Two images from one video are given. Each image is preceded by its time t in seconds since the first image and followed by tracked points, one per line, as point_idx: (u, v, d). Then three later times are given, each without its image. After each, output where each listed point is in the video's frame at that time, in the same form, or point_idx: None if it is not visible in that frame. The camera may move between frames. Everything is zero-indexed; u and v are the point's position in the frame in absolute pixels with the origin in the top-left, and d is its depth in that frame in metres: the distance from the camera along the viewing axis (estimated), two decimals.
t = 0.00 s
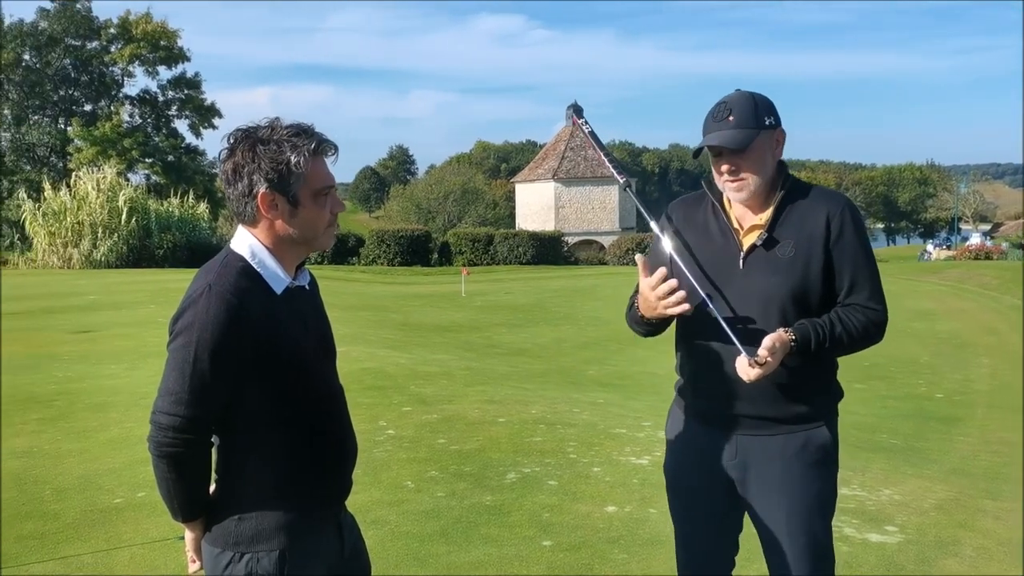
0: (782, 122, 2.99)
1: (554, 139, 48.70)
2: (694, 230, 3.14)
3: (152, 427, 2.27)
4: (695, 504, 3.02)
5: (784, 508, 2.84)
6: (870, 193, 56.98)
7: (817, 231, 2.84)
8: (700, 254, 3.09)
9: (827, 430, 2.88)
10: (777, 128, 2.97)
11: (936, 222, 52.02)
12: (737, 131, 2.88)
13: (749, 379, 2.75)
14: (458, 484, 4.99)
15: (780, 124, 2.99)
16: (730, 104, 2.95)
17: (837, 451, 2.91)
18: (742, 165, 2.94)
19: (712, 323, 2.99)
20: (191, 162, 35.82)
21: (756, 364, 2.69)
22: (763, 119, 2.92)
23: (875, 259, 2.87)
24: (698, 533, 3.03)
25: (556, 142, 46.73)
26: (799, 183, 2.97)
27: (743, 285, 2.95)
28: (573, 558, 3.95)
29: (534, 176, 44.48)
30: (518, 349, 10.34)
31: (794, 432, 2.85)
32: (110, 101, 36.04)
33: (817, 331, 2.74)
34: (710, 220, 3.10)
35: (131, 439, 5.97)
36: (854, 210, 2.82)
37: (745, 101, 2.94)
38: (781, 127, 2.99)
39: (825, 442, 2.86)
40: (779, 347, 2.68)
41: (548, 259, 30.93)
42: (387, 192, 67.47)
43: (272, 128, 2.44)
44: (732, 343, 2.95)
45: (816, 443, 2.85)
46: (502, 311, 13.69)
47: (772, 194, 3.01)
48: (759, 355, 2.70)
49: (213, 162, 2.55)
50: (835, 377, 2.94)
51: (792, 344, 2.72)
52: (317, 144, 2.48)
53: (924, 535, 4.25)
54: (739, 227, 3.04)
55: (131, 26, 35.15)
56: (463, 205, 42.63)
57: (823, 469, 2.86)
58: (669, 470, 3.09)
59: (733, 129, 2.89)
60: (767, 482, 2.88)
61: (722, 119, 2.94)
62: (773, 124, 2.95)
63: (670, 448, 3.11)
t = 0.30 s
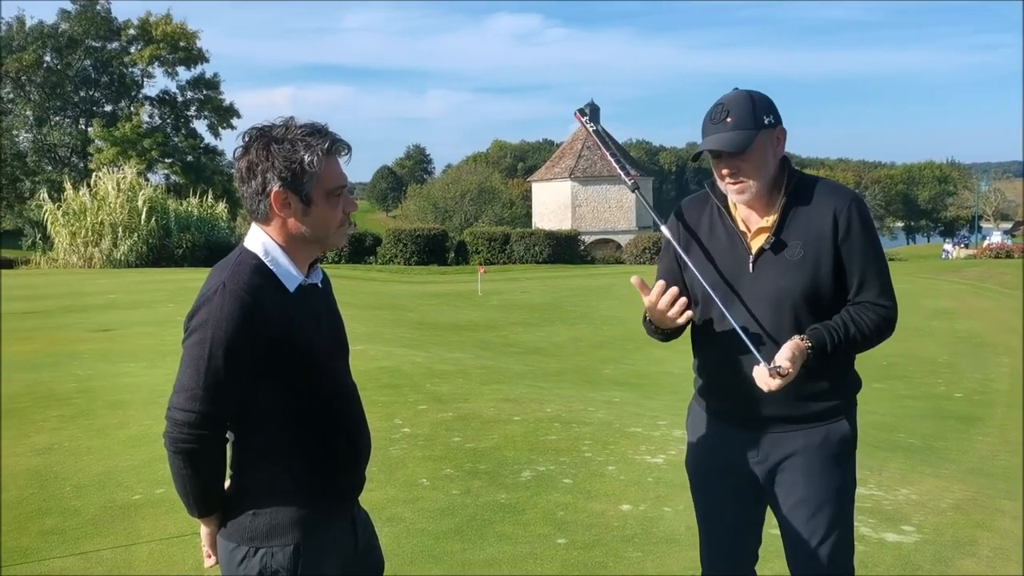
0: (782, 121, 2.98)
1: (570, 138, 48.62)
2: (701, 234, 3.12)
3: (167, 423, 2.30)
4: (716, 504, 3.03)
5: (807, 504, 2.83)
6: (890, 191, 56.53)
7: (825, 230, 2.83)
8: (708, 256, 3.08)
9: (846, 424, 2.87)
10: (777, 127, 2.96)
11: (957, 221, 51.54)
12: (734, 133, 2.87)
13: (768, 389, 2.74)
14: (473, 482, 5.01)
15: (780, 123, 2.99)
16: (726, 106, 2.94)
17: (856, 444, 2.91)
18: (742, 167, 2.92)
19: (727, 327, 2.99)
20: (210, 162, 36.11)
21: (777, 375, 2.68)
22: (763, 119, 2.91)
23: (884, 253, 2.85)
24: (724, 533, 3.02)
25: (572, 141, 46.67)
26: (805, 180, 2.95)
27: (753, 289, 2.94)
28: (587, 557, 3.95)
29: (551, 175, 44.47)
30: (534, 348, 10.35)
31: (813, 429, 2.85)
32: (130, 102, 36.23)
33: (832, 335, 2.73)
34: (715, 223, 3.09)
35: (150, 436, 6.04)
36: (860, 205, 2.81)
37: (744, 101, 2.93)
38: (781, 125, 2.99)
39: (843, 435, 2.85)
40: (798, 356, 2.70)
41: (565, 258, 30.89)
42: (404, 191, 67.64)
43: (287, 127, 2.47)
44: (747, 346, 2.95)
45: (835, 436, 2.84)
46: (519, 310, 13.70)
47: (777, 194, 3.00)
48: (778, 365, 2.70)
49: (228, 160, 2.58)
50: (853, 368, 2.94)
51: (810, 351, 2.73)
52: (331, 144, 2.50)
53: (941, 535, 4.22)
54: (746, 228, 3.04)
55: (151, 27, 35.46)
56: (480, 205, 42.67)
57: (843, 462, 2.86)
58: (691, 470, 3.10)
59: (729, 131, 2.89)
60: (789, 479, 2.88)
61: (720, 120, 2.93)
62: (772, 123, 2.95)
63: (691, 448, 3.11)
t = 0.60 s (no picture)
0: (790, 118, 2.96)
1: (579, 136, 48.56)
2: (711, 232, 3.13)
3: (174, 419, 2.31)
4: (725, 499, 3.03)
5: (815, 502, 2.83)
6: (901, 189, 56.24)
7: (832, 229, 2.81)
8: (717, 253, 3.09)
9: (857, 423, 2.85)
10: (783, 124, 2.95)
11: (968, 220, 51.27)
12: (739, 130, 2.87)
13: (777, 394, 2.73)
14: (481, 480, 5.01)
15: (788, 120, 2.96)
16: (732, 102, 2.94)
17: (867, 444, 2.88)
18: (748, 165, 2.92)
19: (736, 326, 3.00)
20: (219, 161, 36.25)
21: (788, 379, 2.65)
22: (769, 116, 2.90)
23: (893, 252, 2.82)
24: (734, 532, 3.02)
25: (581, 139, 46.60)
26: (814, 177, 2.94)
27: (761, 287, 2.94)
28: (595, 554, 3.95)
29: (559, 174, 44.47)
30: (542, 346, 10.35)
31: (822, 426, 2.84)
32: (140, 101, 36.44)
33: (840, 337, 2.72)
34: (725, 221, 3.09)
35: (159, 433, 6.06)
36: (869, 204, 2.78)
37: (748, 98, 2.92)
38: (789, 123, 2.97)
39: (853, 434, 2.83)
40: (807, 357, 2.68)
41: (574, 256, 30.87)
42: (413, 190, 67.71)
43: (294, 125, 2.47)
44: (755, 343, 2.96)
45: (844, 436, 2.82)
46: (528, 309, 13.70)
47: (785, 191, 2.99)
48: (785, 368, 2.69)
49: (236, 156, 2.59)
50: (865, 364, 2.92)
51: (817, 353, 2.72)
52: (338, 142, 2.51)
53: (950, 534, 4.20)
54: (755, 227, 3.04)
55: (161, 27, 35.60)
56: (489, 203, 42.70)
57: (852, 461, 2.84)
58: (701, 465, 3.10)
59: (734, 128, 2.89)
60: (798, 478, 2.87)
61: (724, 118, 2.93)
62: (780, 120, 2.93)
63: (701, 445, 3.11)
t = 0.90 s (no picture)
0: (804, 111, 2.95)
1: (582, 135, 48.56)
2: (723, 227, 3.12)
3: (176, 414, 2.31)
4: (728, 495, 3.04)
5: (814, 500, 2.83)
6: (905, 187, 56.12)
7: (844, 226, 2.80)
8: (730, 247, 3.08)
9: (861, 423, 2.83)
10: (797, 115, 2.94)
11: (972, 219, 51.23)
12: (751, 118, 2.89)
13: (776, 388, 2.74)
14: (484, 478, 5.01)
15: (802, 112, 2.96)
16: (746, 92, 2.97)
17: (872, 445, 2.87)
18: (759, 155, 2.93)
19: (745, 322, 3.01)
20: (224, 159, 36.32)
21: (787, 372, 2.67)
22: (784, 107, 2.91)
23: (905, 252, 2.80)
24: (738, 529, 3.03)
25: (585, 138, 46.55)
26: (828, 174, 2.92)
27: (770, 281, 2.94)
28: (597, 552, 3.95)
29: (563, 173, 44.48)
30: (546, 344, 10.35)
31: (825, 425, 2.83)
32: (145, 99, 36.50)
33: (843, 333, 2.71)
34: (738, 215, 3.08)
35: (164, 431, 6.07)
36: (882, 202, 2.76)
37: (763, 90, 2.94)
38: (803, 115, 2.96)
39: (856, 434, 2.82)
40: (806, 351, 2.70)
41: (577, 255, 30.85)
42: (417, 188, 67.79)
43: (297, 122, 2.47)
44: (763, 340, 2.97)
45: (848, 436, 2.81)
46: (531, 307, 13.70)
47: (799, 184, 2.98)
48: (787, 364, 2.69)
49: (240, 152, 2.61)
50: (873, 364, 2.90)
51: (817, 346, 2.72)
52: (341, 140, 2.51)
53: (954, 533, 4.19)
54: (767, 220, 3.03)
55: (165, 25, 35.69)
56: (492, 202, 42.71)
57: (855, 461, 2.83)
58: (707, 460, 3.11)
59: (747, 117, 2.91)
60: (799, 476, 2.87)
61: (738, 108, 2.95)
62: (793, 112, 2.93)
63: (707, 440, 3.13)
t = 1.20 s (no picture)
0: (812, 108, 2.94)
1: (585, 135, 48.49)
2: (732, 226, 3.13)
3: (175, 406, 2.30)
4: (731, 494, 3.04)
5: (821, 501, 2.82)
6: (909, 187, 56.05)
7: (852, 226, 2.80)
8: (737, 246, 3.09)
9: (866, 424, 2.83)
10: (804, 113, 2.94)
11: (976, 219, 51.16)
12: (758, 118, 2.90)
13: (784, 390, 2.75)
14: (486, 478, 5.02)
15: (811, 109, 2.95)
16: (753, 92, 2.98)
17: (877, 447, 2.86)
18: (766, 155, 2.93)
19: (749, 321, 3.03)
20: (227, 160, 36.34)
21: (797, 377, 2.66)
22: (789, 106, 2.91)
23: (913, 254, 2.79)
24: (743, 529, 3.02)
25: (587, 137, 46.49)
26: (838, 173, 2.92)
27: (776, 281, 2.94)
28: (599, 552, 3.95)
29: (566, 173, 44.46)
30: (548, 344, 10.34)
31: (831, 426, 2.83)
32: (148, 100, 36.45)
33: (850, 336, 2.70)
34: (747, 214, 3.09)
35: (167, 430, 6.09)
36: (891, 204, 2.76)
37: (768, 90, 2.94)
38: (811, 113, 2.95)
39: (862, 436, 2.81)
40: (815, 355, 2.68)
41: (579, 255, 30.81)
42: (419, 188, 67.82)
43: (293, 121, 2.47)
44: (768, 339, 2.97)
45: (853, 436, 2.81)
46: (534, 307, 13.69)
47: (808, 183, 2.97)
48: (795, 367, 2.69)
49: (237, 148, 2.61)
50: (879, 365, 2.90)
51: (827, 350, 2.71)
52: (337, 137, 2.50)
53: (957, 533, 4.19)
54: (776, 220, 3.03)
55: (167, 25, 35.72)
56: (495, 202, 42.68)
57: (860, 463, 2.82)
58: (712, 460, 3.12)
59: (753, 117, 2.93)
60: (804, 476, 2.86)
61: (743, 108, 2.96)
62: (800, 109, 2.92)
63: (713, 440, 3.13)
